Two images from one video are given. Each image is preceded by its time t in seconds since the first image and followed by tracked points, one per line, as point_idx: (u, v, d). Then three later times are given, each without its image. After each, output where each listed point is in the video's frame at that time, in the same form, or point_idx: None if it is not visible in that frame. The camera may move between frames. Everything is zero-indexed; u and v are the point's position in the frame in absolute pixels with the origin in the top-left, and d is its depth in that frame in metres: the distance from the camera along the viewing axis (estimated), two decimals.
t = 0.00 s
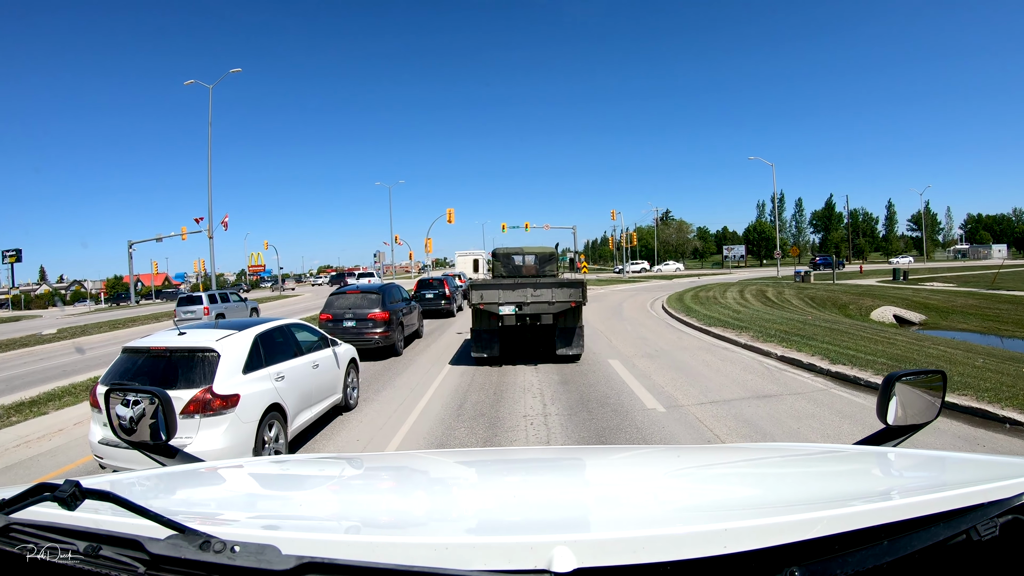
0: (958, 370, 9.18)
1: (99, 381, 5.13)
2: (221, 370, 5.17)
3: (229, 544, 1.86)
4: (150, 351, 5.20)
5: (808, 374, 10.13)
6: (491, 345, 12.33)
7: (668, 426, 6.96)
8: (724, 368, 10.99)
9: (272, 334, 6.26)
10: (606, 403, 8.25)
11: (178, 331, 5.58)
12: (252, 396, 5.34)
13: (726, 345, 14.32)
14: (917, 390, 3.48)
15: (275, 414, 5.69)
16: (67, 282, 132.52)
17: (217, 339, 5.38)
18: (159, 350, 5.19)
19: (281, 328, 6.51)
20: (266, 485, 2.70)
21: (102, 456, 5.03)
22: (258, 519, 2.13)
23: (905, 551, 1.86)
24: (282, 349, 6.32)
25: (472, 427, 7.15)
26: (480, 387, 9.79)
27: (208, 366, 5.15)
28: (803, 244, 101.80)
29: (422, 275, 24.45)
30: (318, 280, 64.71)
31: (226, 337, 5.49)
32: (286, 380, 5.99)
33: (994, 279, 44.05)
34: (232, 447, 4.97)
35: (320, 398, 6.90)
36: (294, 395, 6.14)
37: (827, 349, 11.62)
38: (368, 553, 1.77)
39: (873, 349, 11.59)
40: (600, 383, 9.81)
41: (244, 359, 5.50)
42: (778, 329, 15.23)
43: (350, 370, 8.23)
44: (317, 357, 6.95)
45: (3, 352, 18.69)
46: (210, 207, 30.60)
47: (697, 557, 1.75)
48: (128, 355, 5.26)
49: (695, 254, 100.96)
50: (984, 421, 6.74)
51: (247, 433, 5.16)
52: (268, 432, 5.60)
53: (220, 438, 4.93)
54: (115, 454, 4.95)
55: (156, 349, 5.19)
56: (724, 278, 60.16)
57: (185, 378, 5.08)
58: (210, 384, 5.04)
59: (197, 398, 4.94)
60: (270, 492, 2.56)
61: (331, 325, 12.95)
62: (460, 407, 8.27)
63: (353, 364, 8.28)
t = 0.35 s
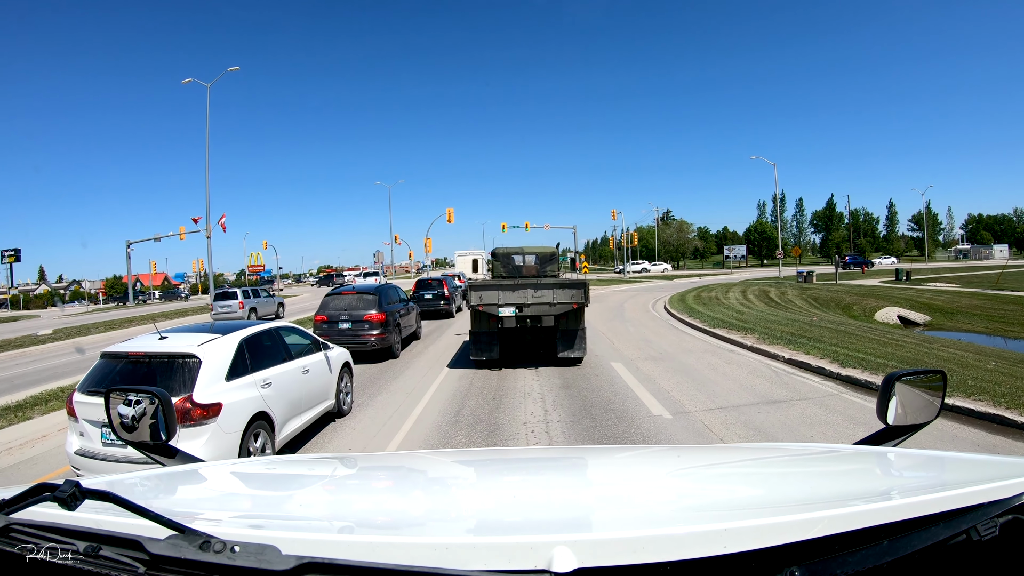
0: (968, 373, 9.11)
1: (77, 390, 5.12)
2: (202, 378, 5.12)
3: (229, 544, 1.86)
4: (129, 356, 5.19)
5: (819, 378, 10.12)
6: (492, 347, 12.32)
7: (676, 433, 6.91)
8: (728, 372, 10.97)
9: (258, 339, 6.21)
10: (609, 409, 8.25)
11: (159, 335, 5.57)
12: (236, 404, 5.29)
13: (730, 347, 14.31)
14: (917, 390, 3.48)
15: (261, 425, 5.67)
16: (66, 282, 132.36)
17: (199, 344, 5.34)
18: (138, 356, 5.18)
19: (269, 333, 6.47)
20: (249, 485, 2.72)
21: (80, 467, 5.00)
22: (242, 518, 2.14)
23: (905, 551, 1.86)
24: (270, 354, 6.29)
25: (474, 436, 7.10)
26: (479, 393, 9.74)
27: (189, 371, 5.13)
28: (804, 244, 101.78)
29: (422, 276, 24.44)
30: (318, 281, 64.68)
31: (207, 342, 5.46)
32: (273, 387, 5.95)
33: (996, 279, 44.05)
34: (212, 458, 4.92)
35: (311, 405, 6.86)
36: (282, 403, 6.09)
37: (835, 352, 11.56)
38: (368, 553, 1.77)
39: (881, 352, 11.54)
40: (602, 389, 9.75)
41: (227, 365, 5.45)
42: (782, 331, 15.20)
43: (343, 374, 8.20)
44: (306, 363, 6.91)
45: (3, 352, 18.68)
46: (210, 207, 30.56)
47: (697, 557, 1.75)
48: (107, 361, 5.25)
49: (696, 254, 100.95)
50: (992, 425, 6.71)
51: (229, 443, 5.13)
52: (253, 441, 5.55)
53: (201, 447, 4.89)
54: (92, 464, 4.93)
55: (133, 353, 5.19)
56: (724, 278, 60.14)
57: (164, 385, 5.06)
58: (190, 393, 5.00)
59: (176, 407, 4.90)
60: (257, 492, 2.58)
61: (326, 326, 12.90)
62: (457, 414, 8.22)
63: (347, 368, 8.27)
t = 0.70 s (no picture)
0: (977, 376, 9.06)
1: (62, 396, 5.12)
2: (187, 382, 5.11)
3: (229, 543, 1.86)
4: (113, 361, 5.19)
5: (825, 381, 10.10)
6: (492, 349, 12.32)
7: (681, 439, 6.88)
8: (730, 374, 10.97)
9: (247, 342, 6.21)
10: (611, 413, 8.26)
11: (144, 338, 5.57)
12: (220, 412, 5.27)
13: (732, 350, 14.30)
14: (917, 390, 3.48)
15: (248, 433, 5.65)
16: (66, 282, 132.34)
17: (185, 348, 5.33)
18: (122, 360, 5.17)
19: (259, 335, 6.48)
20: (242, 484, 2.71)
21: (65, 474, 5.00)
22: (234, 518, 2.14)
23: (905, 552, 1.86)
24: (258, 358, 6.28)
25: (476, 441, 7.09)
26: (478, 396, 9.73)
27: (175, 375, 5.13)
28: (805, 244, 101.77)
29: (422, 276, 24.43)
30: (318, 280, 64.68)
31: (195, 345, 5.45)
32: (263, 393, 5.94)
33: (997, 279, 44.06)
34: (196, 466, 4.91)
35: (303, 410, 6.85)
36: (272, 408, 6.09)
37: (840, 354, 11.54)
38: (368, 553, 1.77)
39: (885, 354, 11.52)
40: (604, 393, 9.73)
41: (214, 369, 5.45)
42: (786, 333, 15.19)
43: (338, 378, 8.19)
44: (297, 367, 6.90)
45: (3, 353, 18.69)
46: (209, 206, 30.56)
47: (696, 557, 1.75)
48: (90, 365, 5.24)
49: (697, 254, 100.84)
50: (1002, 429, 6.66)
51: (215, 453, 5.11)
52: (242, 449, 5.56)
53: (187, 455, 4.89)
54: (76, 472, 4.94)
55: (117, 357, 5.19)
56: (725, 278, 60.16)
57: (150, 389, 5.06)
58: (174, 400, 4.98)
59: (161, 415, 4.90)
60: (249, 491, 2.58)
61: (322, 328, 12.90)
62: (455, 418, 8.20)
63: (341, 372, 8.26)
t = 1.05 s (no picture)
0: (981, 378, 9.04)
1: (52, 399, 5.12)
2: (181, 385, 5.10)
3: (229, 544, 1.86)
4: (105, 363, 5.17)
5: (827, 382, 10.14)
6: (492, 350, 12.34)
7: (683, 442, 6.87)
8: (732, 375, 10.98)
9: (242, 344, 6.21)
10: (613, 415, 8.28)
11: (138, 341, 5.56)
12: (217, 416, 5.29)
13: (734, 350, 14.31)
14: (917, 390, 3.48)
15: (246, 435, 5.66)
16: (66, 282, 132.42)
17: (178, 351, 5.33)
18: (113, 363, 5.15)
19: (254, 337, 6.48)
20: (240, 484, 2.72)
21: (54, 478, 5.01)
22: (231, 518, 2.14)
23: (905, 551, 1.86)
24: (255, 360, 6.29)
25: (476, 443, 7.07)
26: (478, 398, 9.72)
27: (169, 378, 5.13)
28: (806, 244, 101.78)
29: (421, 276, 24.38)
30: (318, 281, 64.67)
31: (187, 348, 5.45)
32: (258, 396, 5.94)
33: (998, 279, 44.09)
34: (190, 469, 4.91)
35: (300, 413, 6.85)
36: (268, 412, 6.09)
37: (843, 355, 11.52)
38: (369, 553, 1.77)
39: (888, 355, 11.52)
40: (604, 395, 9.72)
41: (208, 371, 5.45)
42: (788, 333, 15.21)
43: (337, 379, 8.20)
44: (296, 368, 6.91)
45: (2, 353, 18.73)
46: (208, 206, 30.53)
47: (696, 557, 1.75)
48: (83, 367, 5.24)
49: (697, 254, 100.87)
50: (1007, 431, 6.63)
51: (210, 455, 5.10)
52: (237, 452, 5.55)
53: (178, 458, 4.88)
54: (66, 476, 4.93)
55: (111, 360, 5.18)
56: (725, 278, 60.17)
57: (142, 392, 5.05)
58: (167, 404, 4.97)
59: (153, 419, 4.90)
60: (246, 491, 2.58)
61: (321, 328, 12.89)
62: (455, 420, 8.19)
63: (341, 373, 8.27)
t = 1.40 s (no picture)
0: (982, 378, 9.02)
1: (52, 398, 5.12)
2: (180, 385, 5.11)
3: (229, 543, 1.86)
4: (104, 363, 5.16)
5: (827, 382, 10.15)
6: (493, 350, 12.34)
7: (683, 442, 6.88)
8: (732, 376, 10.99)
9: (241, 344, 6.21)
10: (613, 415, 8.29)
11: (137, 341, 5.56)
12: (217, 416, 5.29)
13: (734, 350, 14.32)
14: (916, 390, 3.48)
15: (246, 436, 5.66)
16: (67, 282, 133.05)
17: (177, 351, 5.34)
18: (113, 363, 5.14)
19: (254, 337, 6.49)
20: (240, 484, 2.71)
21: (54, 477, 5.02)
22: (231, 518, 2.14)
23: (905, 551, 1.86)
24: (255, 360, 6.30)
25: (477, 444, 7.05)
26: (478, 399, 9.72)
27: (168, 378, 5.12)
28: (806, 243, 101.79)
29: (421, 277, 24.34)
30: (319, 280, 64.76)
31: (187, 348, 5.45)
32: (257, 396, 5.94)
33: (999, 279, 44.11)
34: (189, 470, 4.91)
35: (299, 413, 6.84)
36: (267, 412, 6.09)
37: (844, 355, 11.51)
38: (369, 552, 1.77)
39: (888, 355, 11.53)
40: (605, 395, 9.71)
41: (207, 372, 5.45)
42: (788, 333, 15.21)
43: (337, 380, 8.20)
44: (295, 369, 6.91)
45: (2, 352, 18.80)
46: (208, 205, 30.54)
47: (696, 556, 1.75)
48: (83, 367, 5.24)
49: (697, 254, 100.94)
50: (1008, 432, 6.62)
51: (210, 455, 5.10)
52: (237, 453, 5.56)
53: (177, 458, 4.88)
54: (65, 476, 4.94)
55: (110, 360, 5.17)
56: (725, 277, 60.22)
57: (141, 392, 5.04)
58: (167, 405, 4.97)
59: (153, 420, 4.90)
60: (244, 491, 2.57)
61: (321, 328, 12.90)
62: (455, 421, 8.19)
63: (341, 374, 8.27)
